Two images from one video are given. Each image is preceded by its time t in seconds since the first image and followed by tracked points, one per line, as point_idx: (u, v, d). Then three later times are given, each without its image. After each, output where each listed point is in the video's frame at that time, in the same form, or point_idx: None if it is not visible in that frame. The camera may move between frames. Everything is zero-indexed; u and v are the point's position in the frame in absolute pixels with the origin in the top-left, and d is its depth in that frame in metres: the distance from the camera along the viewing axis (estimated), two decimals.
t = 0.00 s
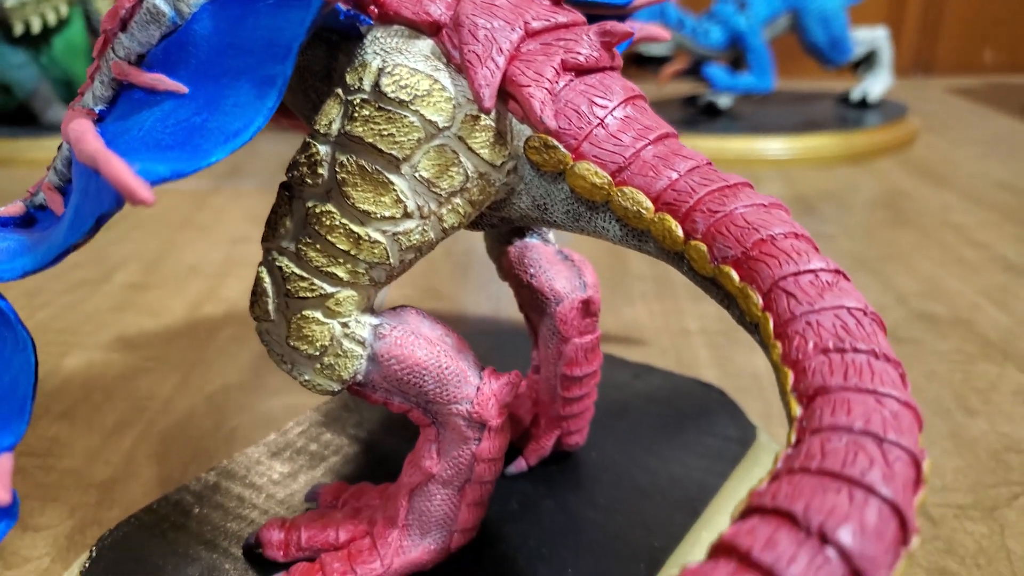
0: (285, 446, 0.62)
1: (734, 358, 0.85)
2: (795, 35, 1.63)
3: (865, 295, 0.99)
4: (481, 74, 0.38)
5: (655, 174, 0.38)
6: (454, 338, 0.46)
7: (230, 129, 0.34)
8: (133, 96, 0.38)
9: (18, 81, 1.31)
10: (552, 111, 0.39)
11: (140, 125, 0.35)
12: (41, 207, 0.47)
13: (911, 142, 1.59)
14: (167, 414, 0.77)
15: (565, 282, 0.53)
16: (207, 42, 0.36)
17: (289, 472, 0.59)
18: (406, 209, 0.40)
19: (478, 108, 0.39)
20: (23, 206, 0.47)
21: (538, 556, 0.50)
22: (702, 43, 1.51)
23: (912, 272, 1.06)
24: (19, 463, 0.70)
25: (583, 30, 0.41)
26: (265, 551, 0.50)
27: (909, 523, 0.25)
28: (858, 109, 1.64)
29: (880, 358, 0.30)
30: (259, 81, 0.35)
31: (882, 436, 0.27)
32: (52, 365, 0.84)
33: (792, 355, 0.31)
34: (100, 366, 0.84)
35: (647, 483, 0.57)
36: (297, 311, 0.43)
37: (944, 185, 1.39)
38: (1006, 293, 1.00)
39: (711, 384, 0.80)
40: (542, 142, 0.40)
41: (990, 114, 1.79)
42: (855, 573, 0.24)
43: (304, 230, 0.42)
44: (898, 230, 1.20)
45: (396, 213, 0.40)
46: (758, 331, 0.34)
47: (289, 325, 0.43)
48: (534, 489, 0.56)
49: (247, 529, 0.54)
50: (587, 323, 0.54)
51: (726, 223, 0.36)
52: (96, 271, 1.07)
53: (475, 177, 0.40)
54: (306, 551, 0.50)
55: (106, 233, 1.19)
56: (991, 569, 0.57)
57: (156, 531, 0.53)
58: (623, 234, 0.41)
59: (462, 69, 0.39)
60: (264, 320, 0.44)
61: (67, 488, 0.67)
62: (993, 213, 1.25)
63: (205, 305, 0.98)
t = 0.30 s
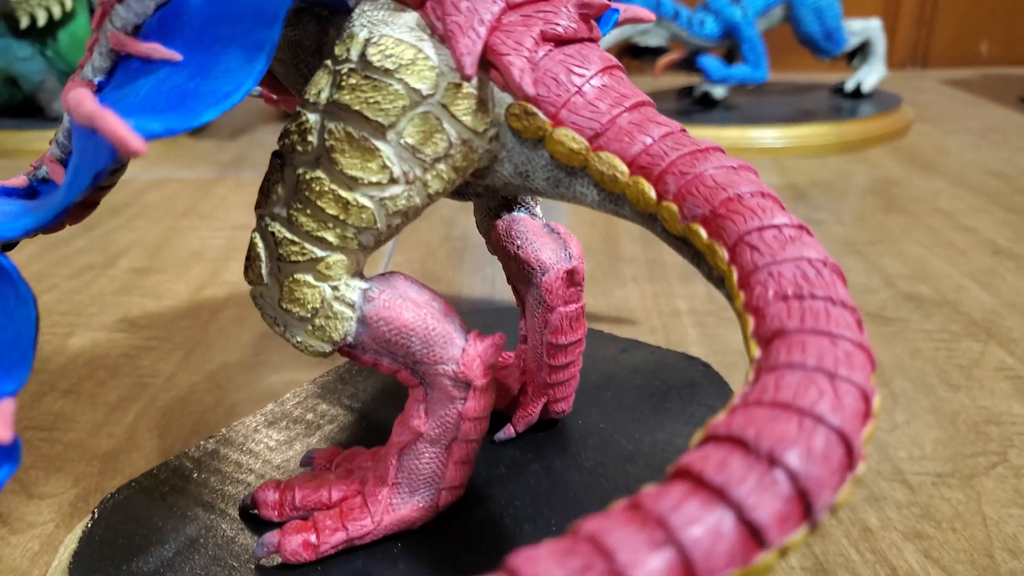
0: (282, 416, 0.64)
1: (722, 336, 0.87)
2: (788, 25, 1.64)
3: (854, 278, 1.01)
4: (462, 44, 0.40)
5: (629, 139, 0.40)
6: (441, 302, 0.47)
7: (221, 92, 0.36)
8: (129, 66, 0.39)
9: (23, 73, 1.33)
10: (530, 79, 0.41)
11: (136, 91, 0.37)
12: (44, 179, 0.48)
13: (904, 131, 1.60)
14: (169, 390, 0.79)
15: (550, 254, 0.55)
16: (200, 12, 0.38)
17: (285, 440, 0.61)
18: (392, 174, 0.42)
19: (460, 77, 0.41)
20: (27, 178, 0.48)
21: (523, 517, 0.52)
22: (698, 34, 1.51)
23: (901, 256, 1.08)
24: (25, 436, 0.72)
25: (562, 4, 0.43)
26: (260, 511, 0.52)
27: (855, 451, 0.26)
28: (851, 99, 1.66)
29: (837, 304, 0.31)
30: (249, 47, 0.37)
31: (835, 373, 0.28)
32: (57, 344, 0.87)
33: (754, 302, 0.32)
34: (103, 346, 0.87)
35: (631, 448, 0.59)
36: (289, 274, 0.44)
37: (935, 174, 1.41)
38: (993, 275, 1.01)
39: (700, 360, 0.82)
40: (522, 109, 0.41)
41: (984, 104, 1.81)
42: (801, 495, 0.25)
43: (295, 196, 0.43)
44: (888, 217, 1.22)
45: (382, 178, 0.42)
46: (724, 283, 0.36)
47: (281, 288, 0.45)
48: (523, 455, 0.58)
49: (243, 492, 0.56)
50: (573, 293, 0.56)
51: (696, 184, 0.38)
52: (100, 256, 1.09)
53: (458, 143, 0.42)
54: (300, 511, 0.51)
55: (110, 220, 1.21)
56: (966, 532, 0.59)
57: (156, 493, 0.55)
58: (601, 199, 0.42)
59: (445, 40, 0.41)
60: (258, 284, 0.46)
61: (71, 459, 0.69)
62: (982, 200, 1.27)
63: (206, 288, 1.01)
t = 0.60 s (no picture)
0: (274, 400, 0.65)
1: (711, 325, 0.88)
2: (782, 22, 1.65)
3: (843, 269, 1.03)
4: (445, 31, 0.41)
5: (607, 124, 0.41)
6: (427, 285, 0.49)
7: (209, 75, 0.37)
8: (121, 53, 0.40)
9: (23, 69, 1.34)
10: (511, 66, 0.42)
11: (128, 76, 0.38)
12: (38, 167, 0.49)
13: (896, 126, 1.62)
14: (165, 378, 0.81)
15: (536, 240, 0.56)
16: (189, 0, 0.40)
17: (277, 423, 0.62)
18: (378, 158, 0.43)
19: (443, 63, 0.42)
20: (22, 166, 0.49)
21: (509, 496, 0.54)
22: (691, 30, 1.52)
23: (890, 248, 1.09)
24: (22, 422, 0.73)
25: None
26: (252, 491, 0.53)
27: (813, 415, 0.27)
28: (845, 95, 1.68)
29: (802, 279, 0.32)
30: (236, 33, 0.38)
31: (796, 342, 0.29)
32: (55, 334, 0.88)
33: (722, 278, 0.33)
34: (100, 336, 0.88)
35: (616, 431, 0.60)
36: (278, 257, 0.45)
37: (926, 168, 1.42)
38: (980, 266, 1.03)
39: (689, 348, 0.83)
40: (503, 95, 0.43)
41: (977, 100, 1.82)
42: (759, 454, 0.26)
43: (283, 180, 0.44)
44: (879, 210, 1.24)
45: (368, 162, 0.43)
46: (696, 261, 0.37)
47: (271, 270, 0.46)
48: (510, 438, 0.59)
49: (235, 473, 0.57)
50: (558, 278, 0.57)
51: (670, 166, 0.39)
52: (98, 249, 1.10)
53: (441, 128, 0.43)
54: (290, 491, 0.53)
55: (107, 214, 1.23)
56: (944, 513, 0.61)
57: (150, 475, 0.56)
58: (581, 183, 0.43)
59: (429, 28, 0.42)
60: (248, 267, 0.47)
61: (67, 444, 0.71)
62: (972, 194, 1.29)
63: (202, 279, 1.02)
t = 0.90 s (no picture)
0: (277, 373, 0.66)
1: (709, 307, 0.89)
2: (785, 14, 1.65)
3: (842, 257, 1.04)
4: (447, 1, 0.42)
5: (605, 92, 0.42)
6: (428, 254, 0.50)
7: (218, 38, 0.38)
8: (131, 21, 0.41)
9: (30, 57, 1.35)
10: (511, 35, 0.43)
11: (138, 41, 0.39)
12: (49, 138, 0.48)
13: (898, 119, 1.62)
14: (170, 355, 0.82)
15: (536, 214, 0.57)
16: None
17: (280, 395, 0.63)
18: (380, 126, 0.44)
19: (445, 32, 0.43)
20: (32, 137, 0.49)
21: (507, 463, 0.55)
22: (694, 21, 1.53)
23: (889, 237, 1.10)
24: (30, 395, 0.74)
25: None
26: (255, 457, 0.54)
27: (799, 360, 0.28)
28: (847, 88, 1.68)
29: (792, 236, 0.33)
30: None
31: (785, 292, 0.30)
32: (62, 312, 0.89)
33: (714, 235, 0.34)
34: (106, 314, 0.89)
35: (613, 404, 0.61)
36: (282, 223, 0.46)
37: (927, 160, 1.43)
38: (978, 254, 1.03)
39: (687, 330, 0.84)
40: (503, 64, 0.44)
41: (979, 94, 1.82)
42: (746, 394, 0.27)
43: (288, 148, 0.45)
44: (879, 200, 1.24)
45: (371, 129, 0.44)
46: (690, 223, 0.38)
47: (275, 237, 0.47)
48: (509, 410, 0.60)
49: (239, 441, 0.58)
50: (557, 252, 0.58)
51: (666, 132, 0.40)
52: (104, 232, 1.12)
53: (443, 97, 0.44)
54: (293, 457, 0.54)
55: (114, 198, 1.24)
56: (937, 487, 0.61)
57: (155, 442, 0.58)
58: (580, 151, 0.44)
59: None
60: (253, 234, 0.48)
61: (74, 417, 0.72)
62: (972, 185, 1.29)
63: (207, 262, 1.03)
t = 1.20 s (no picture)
0: (280, 361, 0.67)
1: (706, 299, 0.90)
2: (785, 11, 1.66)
3: (838, 250, 1.05)
4: None
5: (599, 82, 0.43)
6: (427, 242, 0.51)
7: (224, 28, 0.39)
8: (139, 13, 0.43)
9: (37, 53, 1.36)
10: (507, 26, 0.44)
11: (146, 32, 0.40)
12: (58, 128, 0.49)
13: (897, 115, 1.64)
14: (175, 345, 0.83)
15: (533, 204, 0.58)
16: None
17: (283, 382, 0.65)
18: (380, 115, 0.45)
19: (444, 24, 0.44)
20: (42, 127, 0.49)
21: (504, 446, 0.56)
22: (694, 19, 1.53)
23: (886, 231, 1.12)
24: (38, 383, 0.76)
25: None
26: (259, 440, 0.56)
27: (779, 334, 0.29)
28: (847, 84, 1.69)
29: (776, 218, 0.34)
30: None
31: (766, 270, 0.31)
32: (69, 304, 0.91)
33: (701, 217, 0.36)
34: (112, 306, 0.91)
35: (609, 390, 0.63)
36: (285, 210, 0.48)
37: (925, 155, 1.44)
38: (973, 248, 1.05)
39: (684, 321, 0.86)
40: (500, 55, 0.45)
41: (979, 90, 1.83)
42: (726, 365, 0.28)
43: (291, 137, 0.47)
44: (877, 194, 1.26)
45: (371, 118, 0.45)
46: (679, 207, 0.39)
47: (278, 223, 0.48)
48: (507, 396, 0.62)
49: (243, 426, 0.59)
50: (554, 241, 0.59)
51: (656, 120, 0.41)
52: (110, 225, 1.13)
53: (441, 87, 0.45)
54: (296, 440, 0.55)
55: (120, 192, 1.26)
56: (927, 473, 0.63)
57: (161, 426, 0.59)
58: (574, 139, 0.46)
59: None
60: (257, 220, 0.49)
61: (81, 404, 0.73)
62: (969, 180, 1.30)
63: (212, 255, 1.05)
